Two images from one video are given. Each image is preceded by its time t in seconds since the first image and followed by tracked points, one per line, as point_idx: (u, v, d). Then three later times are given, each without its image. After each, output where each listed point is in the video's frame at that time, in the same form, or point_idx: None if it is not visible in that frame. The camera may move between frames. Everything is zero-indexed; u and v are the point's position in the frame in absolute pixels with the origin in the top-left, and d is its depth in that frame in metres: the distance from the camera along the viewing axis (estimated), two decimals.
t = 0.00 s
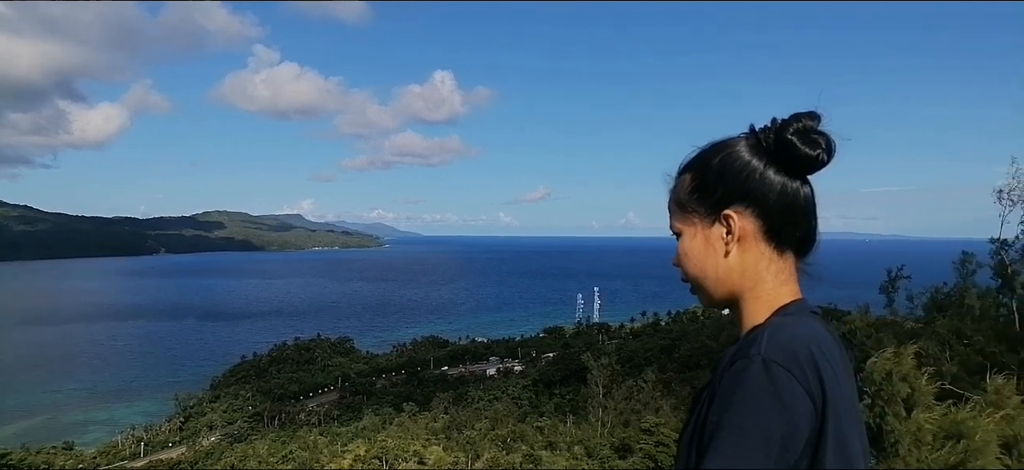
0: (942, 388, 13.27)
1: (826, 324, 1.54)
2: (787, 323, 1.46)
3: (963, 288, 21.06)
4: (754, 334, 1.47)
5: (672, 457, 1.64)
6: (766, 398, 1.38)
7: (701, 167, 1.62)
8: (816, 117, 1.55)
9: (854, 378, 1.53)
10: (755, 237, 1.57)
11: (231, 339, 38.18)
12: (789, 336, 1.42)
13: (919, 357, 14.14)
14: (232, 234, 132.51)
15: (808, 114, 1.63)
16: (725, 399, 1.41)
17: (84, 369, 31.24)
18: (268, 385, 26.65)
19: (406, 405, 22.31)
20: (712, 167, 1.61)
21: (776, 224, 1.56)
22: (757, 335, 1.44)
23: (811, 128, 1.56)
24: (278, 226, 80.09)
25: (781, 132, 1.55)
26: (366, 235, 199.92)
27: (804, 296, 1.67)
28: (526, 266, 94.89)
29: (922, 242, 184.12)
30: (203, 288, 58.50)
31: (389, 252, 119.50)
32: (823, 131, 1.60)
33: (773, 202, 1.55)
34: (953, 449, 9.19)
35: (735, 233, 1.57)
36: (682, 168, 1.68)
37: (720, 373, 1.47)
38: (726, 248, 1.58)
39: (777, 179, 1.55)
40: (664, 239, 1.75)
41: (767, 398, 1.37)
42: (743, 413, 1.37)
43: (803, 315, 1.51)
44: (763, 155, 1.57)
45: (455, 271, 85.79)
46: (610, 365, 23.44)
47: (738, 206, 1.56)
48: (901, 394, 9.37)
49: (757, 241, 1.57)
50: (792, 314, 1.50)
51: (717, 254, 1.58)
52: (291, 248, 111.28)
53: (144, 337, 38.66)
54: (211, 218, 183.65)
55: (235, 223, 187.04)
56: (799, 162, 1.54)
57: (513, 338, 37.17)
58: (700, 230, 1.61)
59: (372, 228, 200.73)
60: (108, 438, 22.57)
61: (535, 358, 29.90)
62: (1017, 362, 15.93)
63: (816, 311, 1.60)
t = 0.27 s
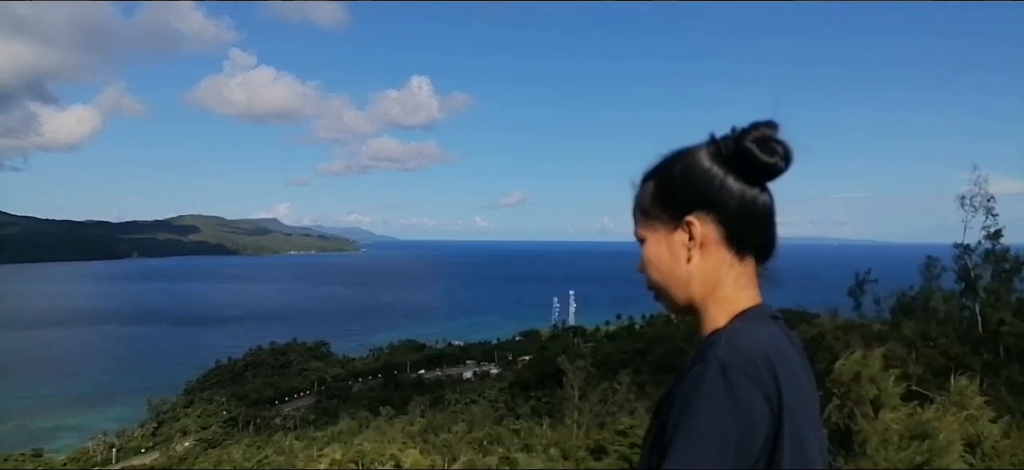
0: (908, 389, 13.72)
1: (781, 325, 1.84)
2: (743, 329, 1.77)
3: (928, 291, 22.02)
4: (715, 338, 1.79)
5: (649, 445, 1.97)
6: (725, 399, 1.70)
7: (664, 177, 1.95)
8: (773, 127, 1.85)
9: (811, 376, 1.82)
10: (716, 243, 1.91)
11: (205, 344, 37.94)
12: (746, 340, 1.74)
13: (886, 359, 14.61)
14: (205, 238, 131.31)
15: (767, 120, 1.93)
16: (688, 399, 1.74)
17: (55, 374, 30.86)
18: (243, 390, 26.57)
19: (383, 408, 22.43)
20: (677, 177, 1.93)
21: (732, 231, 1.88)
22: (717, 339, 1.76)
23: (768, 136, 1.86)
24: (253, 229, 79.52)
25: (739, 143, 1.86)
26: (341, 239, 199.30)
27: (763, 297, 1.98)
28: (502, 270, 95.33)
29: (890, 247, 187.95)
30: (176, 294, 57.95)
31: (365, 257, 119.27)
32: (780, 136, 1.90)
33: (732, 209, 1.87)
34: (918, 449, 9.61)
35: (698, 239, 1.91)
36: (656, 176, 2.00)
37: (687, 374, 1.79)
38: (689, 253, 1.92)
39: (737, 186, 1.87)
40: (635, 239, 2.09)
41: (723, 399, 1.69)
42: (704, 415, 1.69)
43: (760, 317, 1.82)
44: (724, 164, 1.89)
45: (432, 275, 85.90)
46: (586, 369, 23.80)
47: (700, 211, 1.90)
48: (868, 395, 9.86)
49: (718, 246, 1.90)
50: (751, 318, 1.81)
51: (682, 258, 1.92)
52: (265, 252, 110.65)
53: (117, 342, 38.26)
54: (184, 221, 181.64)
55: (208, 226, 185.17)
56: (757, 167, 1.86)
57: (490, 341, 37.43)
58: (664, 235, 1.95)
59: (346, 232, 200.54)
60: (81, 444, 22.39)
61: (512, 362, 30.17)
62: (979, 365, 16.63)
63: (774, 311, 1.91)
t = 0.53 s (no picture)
0: (894, 392, 13.32)
1: (768, 335, 1.47)
2: (726, 332, 1.39)
3: (913, 292, 21.60)
4: (691, 347, 1.40)
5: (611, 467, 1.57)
6: (701, 410, 1.32)
7: (641, 179, 1.55)
8: (753, 129, 1.51)
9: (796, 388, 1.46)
10: (695, 248, 1.50)
11: (184, 350, 37.12)
12: (725, 348, 1.36)
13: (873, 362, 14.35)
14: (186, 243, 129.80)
15: (744, 126, 1.59)
16: (659, 408, 1.35)
17: (27, 380, 29.97)
18: (222, 396, 25.70)
19: (366, 416, 21.74)
20: (653, 179, 1.54)
21: (716, 233, 1.49)
22: (694, 345, 1.38)
23: (747, 140, 1.52)
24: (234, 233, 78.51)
25: (719, 144, 1.50)
26: (325, 243, 198.03)
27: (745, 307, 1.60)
28: (487, 274, 94.92)
29: (870, 249, 189.59)
30: (155, 299, 56.89)
31: (348, 261, 118.46)
32: (760, 142, 1.56)
33: (714, 213, 1.48)
34: (904, 451, 9.13)
35: (679, 245, 1.50)
36: (625, 178, 1.60)
37: (659, 384, 1.40)
38: (668, 259, 1.51)
39: (715, 190, 1.49)
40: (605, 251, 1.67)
41: (701, 412, 1.31)
42: (679, 425, 1.31)
43: (742, 323, 1.44)
44: (704, 167, 1.51)
45: (416, 279, 85.28)
46: (573, 374, 23.38)
47: (680, 215, 1.50)
48: (855, 396, 9.46)
49: (699, 250, 1.50)
50: (730, 322, 1.43)
51: (661, 265, 1.51)
52: (247, 257, 109.46)
53: (93, 348, 37.32)
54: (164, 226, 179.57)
55: (189, 231, 183.16)
56: (738, 175, 1.50)
57: (475, 346, 36.93)
58: (642, 239, 1.54)
59: (330, 237, 199.38)
60: (54, 453, 21.60)
61: (497, 367, 29.66)
62: (963, 366, 16.22)
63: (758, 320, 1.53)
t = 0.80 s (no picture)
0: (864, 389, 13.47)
1: (744, 337, 1.57)
2: (698, 333, 1.47)
3: (884, 292, 21.99)
4: (666, 344, 1.48)
5: (591, 464, 1.67)
6: (669, 410, 1.39)
7: (620, 176, 1.66)
8: (728, 127, 1.65)
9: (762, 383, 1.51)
10: (674, 246, 1.61)
11: (159, 349, 36.80)
12: (697, 345, 1.43)
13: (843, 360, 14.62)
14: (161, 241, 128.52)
15: (719, 125, 1.73)
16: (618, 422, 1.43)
17: None
18: (199, 396, 25.35)
19: (343, 415, 21.53)
20: (631, 178, 1.64)
21: (692, 229, 1.60)
22: (670, 344, 1.47)
23: (723, 138, 1.66)
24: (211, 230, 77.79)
25: (694, 145, 1.63)
26: (302, 242, 196.98)
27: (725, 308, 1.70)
28: (464, 273, 95.06)
29: (846, 250, 191.93)
30: (129, 297, 56.29)
31: (325, 260, 118.16)
32: (733, 142, 1.70)
33: (690, 211, 1.60)
34: (875, 447, 9.07)
35: (657, 243, 1.60)
36: (602, 177, 1.71)
37: (632, 381, 1.48)
38: (647, 256, 1.61)
39: (694, 190, 1.60)
40: (583, 247, 1.77)
41: (668, 413, 1.38)
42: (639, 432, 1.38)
43: (716, 323, 1.52)
44: (678, 165, 1.62)
45: (394, 277, 85.14)
46: (550, 372, 23.52)
47: (658, 215, 1.60)
48: (826, 394, 9.62)
49: (676, 249, 1.60)
50: (707, 322, 1.52)
51: (638, 264, 1.61)
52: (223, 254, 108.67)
53: (66, 347, 36.84)
54: (138, 223, 177.49)
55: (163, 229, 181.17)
56: (716, 172, 1.63)
57: (453, 345, 36.96)
58: (619, 239, 1.63)
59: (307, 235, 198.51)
60: (27, 454, 21.35)
61: (475, 365, 29.67)
62: (932, 364, 16.77)
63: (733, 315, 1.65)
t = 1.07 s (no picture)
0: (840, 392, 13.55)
1: (723, 342, 1.62)
2: (684, 345, 1.50)
3: (859, 295, 22.37)
4: (657, 356, 1.50)
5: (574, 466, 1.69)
6: (660, 421, 1.42)
7: (600, 184, 1.67)
8: (708, 137, 1.67)
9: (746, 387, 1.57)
10: (653, 255, 1.63)
11: (134, 355, 36.27)
12: (686, 359, 1.46)
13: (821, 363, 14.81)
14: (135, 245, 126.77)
15: (698, 134, 1.76)
16: (615, 435, 1.45)
17: None
18: (175, 402, 24.92)
19: (322, 421, 21.31)
20: (608, 186, 1.66)
21: (673, 239, 1.62)
22: (662, 357, 1.46)
23: (703, 149, 1.68)
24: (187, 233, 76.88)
25: (675, 153, 1.65)
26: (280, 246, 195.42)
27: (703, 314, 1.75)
28: (444, 277, 94.89)
29: (822, 254, 194.37)
30: (103, 303, 55.42)
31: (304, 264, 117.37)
32: (713, 152, 1.73)
33: (671, 220, 1.62)
34: (851, 450, 9.14)
35: (637, 251, 1.62)
36: (580, 183, 1.73)
37: (623, 393, 1.50)
38: (627, 265, 1.63)
39: (672, 198, 1.63)
40: (562, 253, 1.79)
41: (663, 424, 1.41)
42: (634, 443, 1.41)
43: (699, 335, 1.56)
44: (659, 174, 1.64)
45: (373, 281, 84.74)
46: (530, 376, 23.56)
47: (637, 224, 1.62)
48: (803, 397, 9.65)
49: (655, 258, 1.62)
50: (689, 334, 1.56)
51: (618, 271, 1.63)
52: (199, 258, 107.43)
53: (38, 353, 36.16)
54: (111, 227, 174.96)
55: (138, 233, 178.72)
56: (698, 180, 1.65)
57: (433, 349, 36.87)
58: (598, 247, 1.66)
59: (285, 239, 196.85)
60: None
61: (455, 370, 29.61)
62: (906, 366, 17.03)
63: (710, 322, 1.70)
